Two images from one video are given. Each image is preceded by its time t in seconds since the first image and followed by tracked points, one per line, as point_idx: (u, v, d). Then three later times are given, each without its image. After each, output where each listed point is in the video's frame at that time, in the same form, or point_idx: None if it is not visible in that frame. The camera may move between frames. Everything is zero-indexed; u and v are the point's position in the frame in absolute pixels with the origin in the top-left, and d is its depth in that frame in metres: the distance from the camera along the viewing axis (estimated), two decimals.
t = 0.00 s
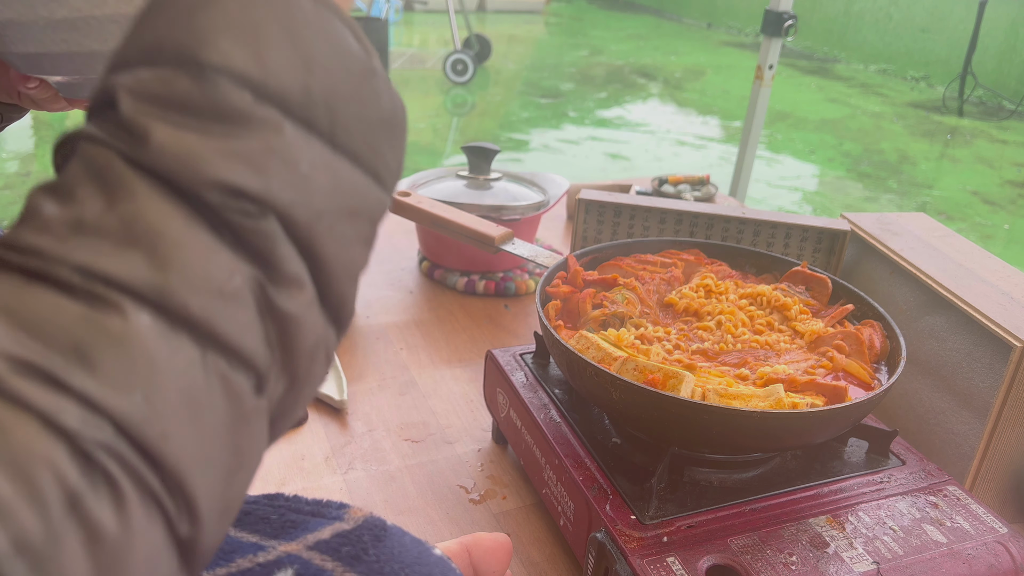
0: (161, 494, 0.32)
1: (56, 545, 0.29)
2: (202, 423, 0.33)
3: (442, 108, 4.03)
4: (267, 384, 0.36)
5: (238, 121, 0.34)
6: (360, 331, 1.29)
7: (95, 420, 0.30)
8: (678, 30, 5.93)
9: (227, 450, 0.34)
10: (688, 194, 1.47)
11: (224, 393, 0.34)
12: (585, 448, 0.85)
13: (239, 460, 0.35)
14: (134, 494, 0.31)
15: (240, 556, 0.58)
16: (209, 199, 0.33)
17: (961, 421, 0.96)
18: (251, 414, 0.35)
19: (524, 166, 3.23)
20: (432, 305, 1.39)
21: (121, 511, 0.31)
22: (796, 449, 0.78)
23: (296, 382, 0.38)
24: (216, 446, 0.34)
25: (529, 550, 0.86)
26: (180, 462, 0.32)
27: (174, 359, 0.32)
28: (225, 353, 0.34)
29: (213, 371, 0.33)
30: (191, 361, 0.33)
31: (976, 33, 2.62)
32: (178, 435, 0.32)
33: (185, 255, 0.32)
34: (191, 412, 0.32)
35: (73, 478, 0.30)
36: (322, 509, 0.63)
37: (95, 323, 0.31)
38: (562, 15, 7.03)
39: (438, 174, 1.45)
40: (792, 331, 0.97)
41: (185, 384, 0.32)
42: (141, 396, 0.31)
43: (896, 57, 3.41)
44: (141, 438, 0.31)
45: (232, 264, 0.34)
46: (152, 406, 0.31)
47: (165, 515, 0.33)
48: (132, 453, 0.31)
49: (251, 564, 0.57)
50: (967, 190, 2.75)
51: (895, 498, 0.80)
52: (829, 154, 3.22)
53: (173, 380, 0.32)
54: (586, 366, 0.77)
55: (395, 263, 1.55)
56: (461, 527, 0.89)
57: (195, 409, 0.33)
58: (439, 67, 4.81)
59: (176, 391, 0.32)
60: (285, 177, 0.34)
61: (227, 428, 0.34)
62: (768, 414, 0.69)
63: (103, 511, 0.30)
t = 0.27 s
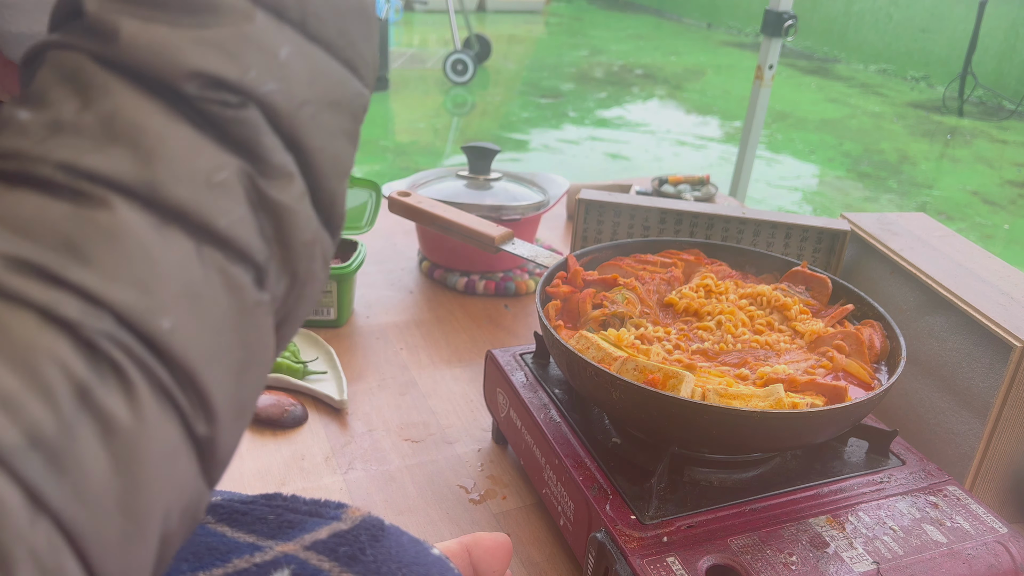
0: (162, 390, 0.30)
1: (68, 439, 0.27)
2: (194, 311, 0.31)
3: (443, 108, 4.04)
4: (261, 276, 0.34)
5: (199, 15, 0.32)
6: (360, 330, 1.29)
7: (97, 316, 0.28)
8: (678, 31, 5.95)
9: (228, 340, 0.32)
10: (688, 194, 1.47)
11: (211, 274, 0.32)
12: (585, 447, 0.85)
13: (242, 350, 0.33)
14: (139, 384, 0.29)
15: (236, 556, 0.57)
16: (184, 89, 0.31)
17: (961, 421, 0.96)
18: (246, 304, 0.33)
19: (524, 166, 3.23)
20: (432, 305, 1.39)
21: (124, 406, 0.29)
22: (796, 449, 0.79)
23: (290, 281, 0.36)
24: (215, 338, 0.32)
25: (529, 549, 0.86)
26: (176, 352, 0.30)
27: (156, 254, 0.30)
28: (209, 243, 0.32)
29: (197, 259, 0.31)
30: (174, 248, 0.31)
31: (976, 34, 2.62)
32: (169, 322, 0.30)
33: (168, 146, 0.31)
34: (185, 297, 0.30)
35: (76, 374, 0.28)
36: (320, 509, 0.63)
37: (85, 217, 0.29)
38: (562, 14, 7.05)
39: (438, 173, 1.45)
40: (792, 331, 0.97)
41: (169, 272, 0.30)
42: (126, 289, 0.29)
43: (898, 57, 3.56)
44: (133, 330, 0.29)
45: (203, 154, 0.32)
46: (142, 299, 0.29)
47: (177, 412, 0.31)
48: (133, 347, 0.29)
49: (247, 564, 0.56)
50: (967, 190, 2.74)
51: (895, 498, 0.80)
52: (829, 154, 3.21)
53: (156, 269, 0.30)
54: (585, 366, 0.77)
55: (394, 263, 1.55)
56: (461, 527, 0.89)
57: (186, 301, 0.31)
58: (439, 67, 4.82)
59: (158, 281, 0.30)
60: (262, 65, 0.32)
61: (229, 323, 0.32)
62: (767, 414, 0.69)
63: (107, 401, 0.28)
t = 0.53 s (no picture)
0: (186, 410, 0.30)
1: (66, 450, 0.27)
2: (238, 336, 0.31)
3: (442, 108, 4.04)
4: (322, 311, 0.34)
5: (313, 50, 0.33)
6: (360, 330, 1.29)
7: (129, 324, 0.28)
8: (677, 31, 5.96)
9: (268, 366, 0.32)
10: (688, 193, 1.47)
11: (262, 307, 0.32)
12: (585, 448, 0.85)
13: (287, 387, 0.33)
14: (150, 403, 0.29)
15: (236, 555, 0.57)
16: (294, 129, 0.32)
17: (961, 421, 0.96)
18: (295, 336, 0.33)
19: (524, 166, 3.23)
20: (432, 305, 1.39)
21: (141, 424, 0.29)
22: (796, 449, 0.78)
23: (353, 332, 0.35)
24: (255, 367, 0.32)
25: (529, 549, 0.86)
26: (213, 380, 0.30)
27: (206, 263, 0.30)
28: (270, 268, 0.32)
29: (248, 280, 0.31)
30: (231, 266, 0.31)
31: (974, 33, 2.62)
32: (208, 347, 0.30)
33: (253, 175, 0.31)
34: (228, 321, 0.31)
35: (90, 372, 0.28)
36: (320, 509, 0.63)
37: (153, 224, 0.29)
38: (561, 14, 7.04)
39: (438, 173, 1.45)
40: (792, 331, 0.97)
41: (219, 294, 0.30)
42: (175, 304, 0.29)
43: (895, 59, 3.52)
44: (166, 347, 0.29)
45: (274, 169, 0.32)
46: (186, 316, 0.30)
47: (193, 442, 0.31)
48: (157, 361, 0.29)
49: (247, 564, 0.56)
50: (966, 190, 2.74)
51: (895, 498, 0.80)
52: (829, 154, 3.21)
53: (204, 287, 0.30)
54: (585, 366, 0.77)
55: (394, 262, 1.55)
56: (461, 527, 0.89)
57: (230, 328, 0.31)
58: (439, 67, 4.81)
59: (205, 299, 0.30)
60: (375, 120, 0.33)
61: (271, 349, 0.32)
62: (767, 414, 0.69)
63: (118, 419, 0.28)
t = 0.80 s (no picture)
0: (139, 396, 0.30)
1: (10, 417, 0.27)
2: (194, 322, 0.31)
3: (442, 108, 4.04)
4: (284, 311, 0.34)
5: (300, 30, 0.34)
6: (360, 330, 1.29)
7: (167, 303, 0.30)
8: (677, 32, 5.96)
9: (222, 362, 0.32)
10: (688, 193, 1.47)
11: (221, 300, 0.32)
12: (585, 448, 0.85)
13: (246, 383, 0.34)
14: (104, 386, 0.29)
15: (230, 552, 0.57)
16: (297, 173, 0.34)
17: (961, 421, 0.96)
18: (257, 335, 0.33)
19: (524, 166, 3.23)
20: (432, 305, 1.39)
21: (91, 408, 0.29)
22: (796, 449, 0.79)
23: (303, 337, 0.36)
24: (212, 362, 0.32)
25: (529, 549, 0.86)
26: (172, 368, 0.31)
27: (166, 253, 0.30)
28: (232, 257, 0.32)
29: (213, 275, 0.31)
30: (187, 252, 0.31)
31: (975, 33, 2.62)
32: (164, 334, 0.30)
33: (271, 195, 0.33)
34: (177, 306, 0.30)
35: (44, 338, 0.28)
36: (315, 507, 0.63)
37: (190, 212, 0.31)
38: (561, 14, 7.02)
39: (438, 173, 1.45)
40: (792, 331, 0.97)
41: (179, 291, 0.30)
42: (131, 292, 0.29)
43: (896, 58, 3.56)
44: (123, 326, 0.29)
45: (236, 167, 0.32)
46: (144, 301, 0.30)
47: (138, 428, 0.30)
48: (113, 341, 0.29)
49: (241, 560, 0.56)
50: (966, 190, 2.75)
51: (895, 498, 0.80)
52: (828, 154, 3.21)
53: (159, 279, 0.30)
54: (586, 366, 0.77)
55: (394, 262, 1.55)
56: (461, 527, 0.89)
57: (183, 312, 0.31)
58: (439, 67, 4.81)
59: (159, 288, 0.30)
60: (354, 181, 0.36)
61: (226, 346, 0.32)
62: (768, 414, 0.69)
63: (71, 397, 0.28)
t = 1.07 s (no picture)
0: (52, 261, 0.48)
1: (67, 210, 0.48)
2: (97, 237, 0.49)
3: (443, 108, 4.03)
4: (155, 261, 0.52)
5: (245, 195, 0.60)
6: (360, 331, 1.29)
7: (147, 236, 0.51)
8: (677, 32, 5.96)
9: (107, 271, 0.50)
10: (688, 193, 1.47)
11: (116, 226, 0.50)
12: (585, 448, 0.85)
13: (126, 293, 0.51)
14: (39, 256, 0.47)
15: (230, 547, 0.54)
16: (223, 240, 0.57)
17: (960, 421, 0.96)
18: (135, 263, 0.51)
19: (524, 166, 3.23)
20: (432, 305, 1.39)
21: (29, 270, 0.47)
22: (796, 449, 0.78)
23: (200, 300, 0.55)
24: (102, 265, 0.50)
25: (530, 550, 0.86)
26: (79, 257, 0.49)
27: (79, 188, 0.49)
28: (126, 205, 0.51)
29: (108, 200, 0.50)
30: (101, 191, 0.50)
31: (975, 33, 2.63)
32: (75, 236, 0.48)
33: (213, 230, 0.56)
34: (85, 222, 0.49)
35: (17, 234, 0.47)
36: (313, 500, 0.61)
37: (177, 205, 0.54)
38: (561, 14, 7.02)
39: (438, 173, 1.45)
40: (792, 331, 0.97)
41: (96, 212, 0.49)
42: (74, 208, 0.49)
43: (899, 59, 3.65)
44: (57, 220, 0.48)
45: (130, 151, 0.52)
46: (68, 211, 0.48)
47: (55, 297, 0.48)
48: (48, 233, 0.48)
49: (244, 555, 0.54)
50: (966, 190, 2.75)
51: (895, 498, 0.80)
52: (828, 153, 3.20)
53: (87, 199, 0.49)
54: (586, 366, 0.77)
55: (394, 262, 1.55)
56: (460, 527, 0.89)
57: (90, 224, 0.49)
58: (439, 67, 4.81)
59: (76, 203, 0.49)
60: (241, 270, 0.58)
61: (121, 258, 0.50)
62: (766, 413, 0.69)
63: (22, 265, 0.47)
